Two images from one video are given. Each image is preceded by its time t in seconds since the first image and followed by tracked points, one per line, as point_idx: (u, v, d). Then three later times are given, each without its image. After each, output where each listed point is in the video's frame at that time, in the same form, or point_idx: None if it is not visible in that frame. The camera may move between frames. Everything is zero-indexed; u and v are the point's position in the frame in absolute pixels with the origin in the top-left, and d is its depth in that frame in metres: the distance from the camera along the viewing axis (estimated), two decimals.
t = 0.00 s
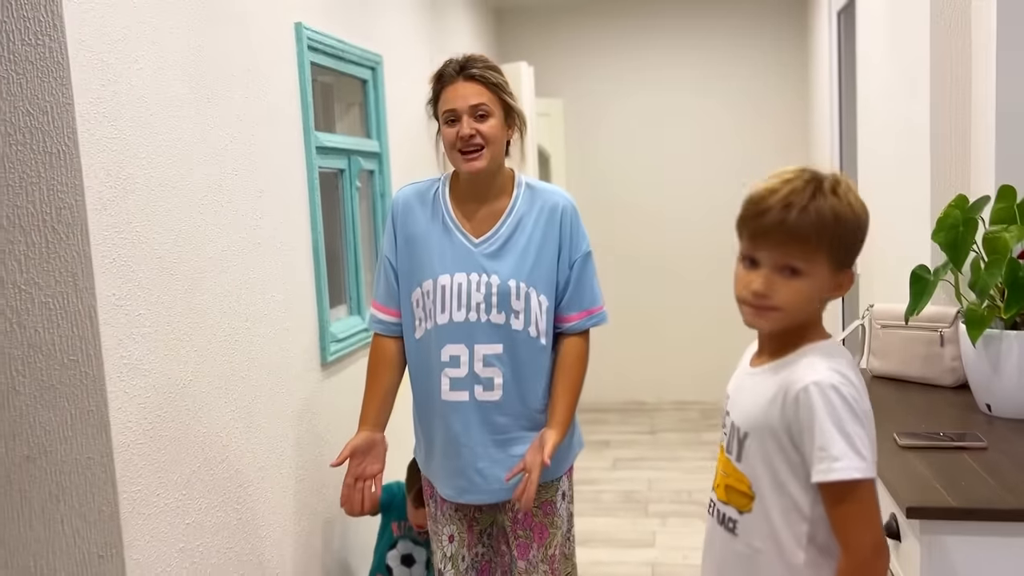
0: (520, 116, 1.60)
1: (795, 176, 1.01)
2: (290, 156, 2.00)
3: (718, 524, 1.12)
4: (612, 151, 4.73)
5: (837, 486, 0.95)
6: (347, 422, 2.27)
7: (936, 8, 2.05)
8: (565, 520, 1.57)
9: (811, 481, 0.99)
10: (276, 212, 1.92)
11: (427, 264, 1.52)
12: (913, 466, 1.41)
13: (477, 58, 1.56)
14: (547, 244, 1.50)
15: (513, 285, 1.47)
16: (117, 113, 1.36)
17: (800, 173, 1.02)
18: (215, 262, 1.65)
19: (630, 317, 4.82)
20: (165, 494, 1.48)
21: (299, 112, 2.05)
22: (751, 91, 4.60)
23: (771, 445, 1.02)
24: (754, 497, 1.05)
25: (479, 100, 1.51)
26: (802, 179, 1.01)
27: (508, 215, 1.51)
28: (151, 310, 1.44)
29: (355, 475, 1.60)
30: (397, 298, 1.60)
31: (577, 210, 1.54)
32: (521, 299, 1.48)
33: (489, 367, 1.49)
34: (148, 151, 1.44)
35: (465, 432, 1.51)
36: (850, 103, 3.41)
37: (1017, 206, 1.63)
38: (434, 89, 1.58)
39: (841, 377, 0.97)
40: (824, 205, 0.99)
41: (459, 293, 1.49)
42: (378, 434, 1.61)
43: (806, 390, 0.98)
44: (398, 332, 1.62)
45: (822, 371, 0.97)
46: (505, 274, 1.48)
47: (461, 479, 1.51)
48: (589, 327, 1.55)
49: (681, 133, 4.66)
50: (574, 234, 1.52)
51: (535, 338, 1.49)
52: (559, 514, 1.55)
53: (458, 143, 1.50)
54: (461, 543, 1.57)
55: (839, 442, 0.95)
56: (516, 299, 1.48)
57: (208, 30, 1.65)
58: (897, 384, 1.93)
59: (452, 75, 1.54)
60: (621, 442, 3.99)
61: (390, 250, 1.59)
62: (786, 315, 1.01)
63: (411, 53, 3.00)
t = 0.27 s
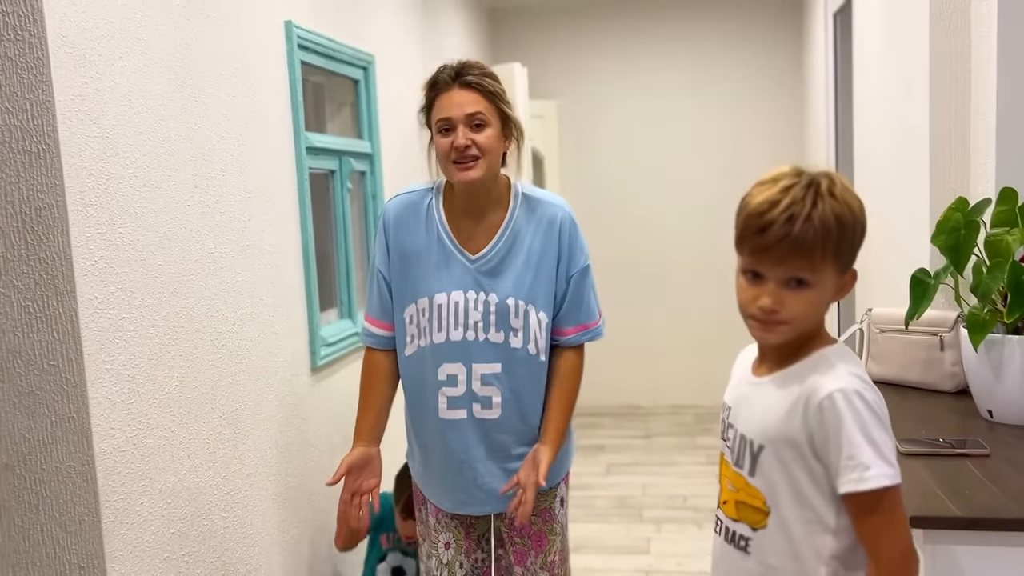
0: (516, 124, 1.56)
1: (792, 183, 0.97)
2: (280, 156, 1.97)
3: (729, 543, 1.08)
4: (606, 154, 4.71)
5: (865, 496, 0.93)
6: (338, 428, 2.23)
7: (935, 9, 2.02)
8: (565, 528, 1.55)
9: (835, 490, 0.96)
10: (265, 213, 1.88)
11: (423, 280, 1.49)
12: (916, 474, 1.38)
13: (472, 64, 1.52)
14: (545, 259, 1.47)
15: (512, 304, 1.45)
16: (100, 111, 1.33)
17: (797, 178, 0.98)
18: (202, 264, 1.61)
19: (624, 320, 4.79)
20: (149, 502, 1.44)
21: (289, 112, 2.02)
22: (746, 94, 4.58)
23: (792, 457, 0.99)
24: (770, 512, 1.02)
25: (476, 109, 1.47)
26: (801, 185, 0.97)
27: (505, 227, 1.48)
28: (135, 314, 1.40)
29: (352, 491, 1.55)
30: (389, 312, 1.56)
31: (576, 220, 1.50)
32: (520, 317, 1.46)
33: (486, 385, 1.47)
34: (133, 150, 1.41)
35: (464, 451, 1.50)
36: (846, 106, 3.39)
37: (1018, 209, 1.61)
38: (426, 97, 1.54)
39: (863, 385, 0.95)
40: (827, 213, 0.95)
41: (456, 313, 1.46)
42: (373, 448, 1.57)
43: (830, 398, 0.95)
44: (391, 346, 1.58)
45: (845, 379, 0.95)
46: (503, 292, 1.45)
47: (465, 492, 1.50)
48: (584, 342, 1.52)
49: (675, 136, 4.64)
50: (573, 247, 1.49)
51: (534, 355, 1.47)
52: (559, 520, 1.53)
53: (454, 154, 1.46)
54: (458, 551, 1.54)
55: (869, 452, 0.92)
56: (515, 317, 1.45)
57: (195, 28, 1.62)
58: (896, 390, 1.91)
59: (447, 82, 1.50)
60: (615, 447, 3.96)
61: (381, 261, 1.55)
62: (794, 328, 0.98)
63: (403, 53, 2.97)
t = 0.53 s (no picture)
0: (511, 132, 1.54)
1: (781, 180, 0.98)
2: (270, 154, 1.95)
3: (719, 542, 1.08)
4: (599, 153, 4.70)
5: (853, 499, 0.92)
6: (328, 427, 2.22)
7: (928, 8, 2.02)
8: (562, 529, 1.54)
9: (823, 492, 0.96)
10: (256, 211, 1.87)
11: (417, 288, 1.49)
12: (908, 472, 1.38)
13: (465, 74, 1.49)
14: (539, 268, 1.46)
15: (506, 314, 1.44)
16: (87, 108, 1.31)
17: (787, 176, 0.98)
18: (191, 262, 1.60)
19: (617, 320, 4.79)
20: (138, 502, 1.42)
21: (279, 110, 2.00)
22: (739, 93, 4.58)
23: (783, 458, 0.98)
24: (762, 513, 1.01)
25: (472, 124, 1.45)
26: (790, 182, 0.97)
27: (500, 235, 1.46)
28: (123, 313, 1.39)
29: (349, 495, 1.55)
30: (382, 319, 1.56)
31: (572, 227, 1.49)
32: (514, 327, 1.45)
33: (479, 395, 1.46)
34: (121, 147, 1.39)
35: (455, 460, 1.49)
36: (839, 106, 3.39)
37: (1010, 208, 1.61)
38: (419, 107, 1.51)
39: (856, 387, 0.94)
40: (816, 208, 0.95)
41: (450, 323, 1.46)
42: (370, 453, 1.56)
43: (822, 399, 0.94)
44: (384, 352, 1.57)
45: (838, 380, 0.94)
46: (497, 303, 1.45)
47: (459, 497, 1.50)
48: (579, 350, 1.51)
49: (668, 135, 4.64)
50: (569, 254, 1.47)
51: (528, 365, 1.46)
52: (553, 521, 1.51)
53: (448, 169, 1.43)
54: (452, 549, 1.54)
55: (857, 455, 0.91)
56: (509, 328, 1.45)
57: (184, 25, 1.60)
58: (889, 389, 1.90)
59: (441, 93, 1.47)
60: (608, 446, 3.95)
61: (375, 267, 1.54)
62: (786, 326, 0.97)
63: (396, 51, 2.96)
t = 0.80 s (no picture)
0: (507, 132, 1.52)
1: (773, 172, 0.99)
2: (265, 152, 1.96)
3: (708, 533, 1.09)
4: (594, 152, 4.71)
5: (832, 495, 0.93)
6: (322, 425, 2.22)
7: (920, 8, 2.04)
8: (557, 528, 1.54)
9: (805, 488, 0.96)
10: (250, 209, 1.87)
11: (412, 288, 1.49)
12: (898, 468, 1.39)
13: (460, 76, 1.47)
14: (535, 269, 1.46)
15: (501, 314, 1.45)
16: (82, 105, 1.31)
17: (778, 168, 0.99)
18: (186, 260, 1.60)
19: (611, 319, 4.80)
20: (132, 499, 1.43)
21: (274, 108, 2.01)
22: (733, 93, 4.59)
23: (769, 453, 0.99)
24: (748, 506, 1.02)
25: (465, 132, 1.43)
26: (781, 174, 0.99)
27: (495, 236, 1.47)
28: (118, 310, 1.39)
29: (344, 493, 1.56)
30: (378, 318, 1.57)
31: (568, 228, 1.49)
32: (509, 328, 1.46)
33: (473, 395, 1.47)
34: (116, 145, 1.40)
35: (448, 459, 1.50)
36: (832, 106, 3.41)
37: (1001, 207, 1.62)
38: (414, 109, 1.50)
39: (843, 385, 0.94)
40: (807, 198, 0.96)
41: (445, 324, 1.46)
42: (365, 451, 1.57)
43: (806, 395, 0.94)
44: (380, 352, 1.58)
45: (824, 377, 0.95)
46: (492, 303, 1.45)
47: (452, 493, 1.52)
48: (575, 351, 1.52)
49: (663, 135, 4.65)
50: (564, 256, 1.48)
51: (521, 366, 1.46)
52: (547, 518, 1.52)
53: (443, 177, 1.43)
54: (447, 546, 1.55)
55: (838, 452, 0.92)
56: (504, 329, 1.45)
57: (180, 23, 1.61)
58: (881, 387, 1.92)
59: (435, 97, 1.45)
60: (602, 445, 3.96)
61: (370, 266, 1.55)
62: (778, 315, 0.98)
63: (391, 50, 2.96)
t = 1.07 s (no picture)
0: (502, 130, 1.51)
1: (719, 203, 1.01)
2: (264, 152, 1.97)
3: (705, 525, 1.10)
4: (591, 153, 4.73)
5: (826, 486, 0.94)
6: (321, 424, 2.23)
7: (914, 10, 2.05)
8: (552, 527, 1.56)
9: (799, 480, 0.98)
10: (249, 209, 1.88)
11: (409, 283, 1.51)
12: (892, 466, 1.40)
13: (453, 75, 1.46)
14: (530, 266, 1.48)
15: (496, 309, 1.46)
16: (83, 106, 1.32)
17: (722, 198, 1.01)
18: (185, 259, 1.61)
19: (608, 319, 4.81)
20: (132, 497, 1.44)
21: (273, 108, 2.02)
22: (729, 95, 4.61)
23: (768, 444, 1.01)
24: (747, 495, 1.04)
25: (451, 135, 1.42)
26: (726, 203, 1.00)
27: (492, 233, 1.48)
28: (118, 309, 1.40)
29: (346, 489, 1.56)
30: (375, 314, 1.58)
31: (563, 226, 1.50)
32: (504, 323, 1.47)
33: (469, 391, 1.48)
34: (116, 145, 1.41)
35: (445, 453, 1.51)
36: (828, 108, 3.42)
37: (994, 208, 1.63)
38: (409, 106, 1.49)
39: (845, 379, 0.96)
40: (752, 222, 0.97)
41: (440, 318, 1.48)
42: (367, 446, 1.58)
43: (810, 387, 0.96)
44: (377, 347, 1.59)
45: (827, 370, 0.96)
46: (487, 298, 1.47)
47: (447, 489, 1.53)
48: (570, 347, 1.53)
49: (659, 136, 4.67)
50: (559, 253, 1.49)
51: (516, 361, 1.47)
52: (542, 517, 1.53)
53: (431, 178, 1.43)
54: (441, 542, 1.56)
55: (835, 443, 0.93)
56: (499, 324, 1.47)
57: (180, 24, 1.62)
58: (875, 386, 1.93)
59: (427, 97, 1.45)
60: (599, 444, 3.98)
61: (370, 261, 1.56)
62: (767, 333, 1.00)
63: (389, 51, 2.97)
